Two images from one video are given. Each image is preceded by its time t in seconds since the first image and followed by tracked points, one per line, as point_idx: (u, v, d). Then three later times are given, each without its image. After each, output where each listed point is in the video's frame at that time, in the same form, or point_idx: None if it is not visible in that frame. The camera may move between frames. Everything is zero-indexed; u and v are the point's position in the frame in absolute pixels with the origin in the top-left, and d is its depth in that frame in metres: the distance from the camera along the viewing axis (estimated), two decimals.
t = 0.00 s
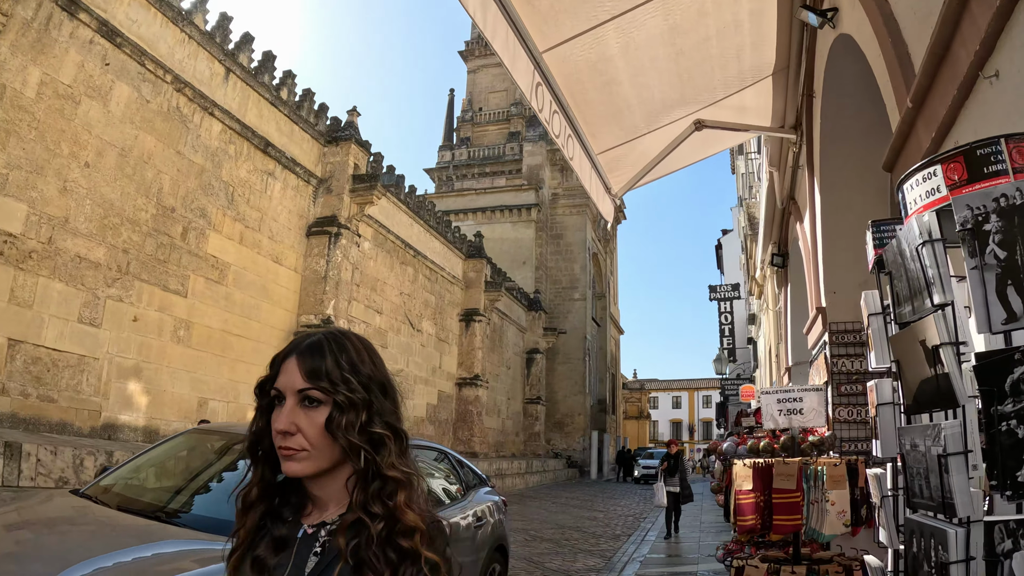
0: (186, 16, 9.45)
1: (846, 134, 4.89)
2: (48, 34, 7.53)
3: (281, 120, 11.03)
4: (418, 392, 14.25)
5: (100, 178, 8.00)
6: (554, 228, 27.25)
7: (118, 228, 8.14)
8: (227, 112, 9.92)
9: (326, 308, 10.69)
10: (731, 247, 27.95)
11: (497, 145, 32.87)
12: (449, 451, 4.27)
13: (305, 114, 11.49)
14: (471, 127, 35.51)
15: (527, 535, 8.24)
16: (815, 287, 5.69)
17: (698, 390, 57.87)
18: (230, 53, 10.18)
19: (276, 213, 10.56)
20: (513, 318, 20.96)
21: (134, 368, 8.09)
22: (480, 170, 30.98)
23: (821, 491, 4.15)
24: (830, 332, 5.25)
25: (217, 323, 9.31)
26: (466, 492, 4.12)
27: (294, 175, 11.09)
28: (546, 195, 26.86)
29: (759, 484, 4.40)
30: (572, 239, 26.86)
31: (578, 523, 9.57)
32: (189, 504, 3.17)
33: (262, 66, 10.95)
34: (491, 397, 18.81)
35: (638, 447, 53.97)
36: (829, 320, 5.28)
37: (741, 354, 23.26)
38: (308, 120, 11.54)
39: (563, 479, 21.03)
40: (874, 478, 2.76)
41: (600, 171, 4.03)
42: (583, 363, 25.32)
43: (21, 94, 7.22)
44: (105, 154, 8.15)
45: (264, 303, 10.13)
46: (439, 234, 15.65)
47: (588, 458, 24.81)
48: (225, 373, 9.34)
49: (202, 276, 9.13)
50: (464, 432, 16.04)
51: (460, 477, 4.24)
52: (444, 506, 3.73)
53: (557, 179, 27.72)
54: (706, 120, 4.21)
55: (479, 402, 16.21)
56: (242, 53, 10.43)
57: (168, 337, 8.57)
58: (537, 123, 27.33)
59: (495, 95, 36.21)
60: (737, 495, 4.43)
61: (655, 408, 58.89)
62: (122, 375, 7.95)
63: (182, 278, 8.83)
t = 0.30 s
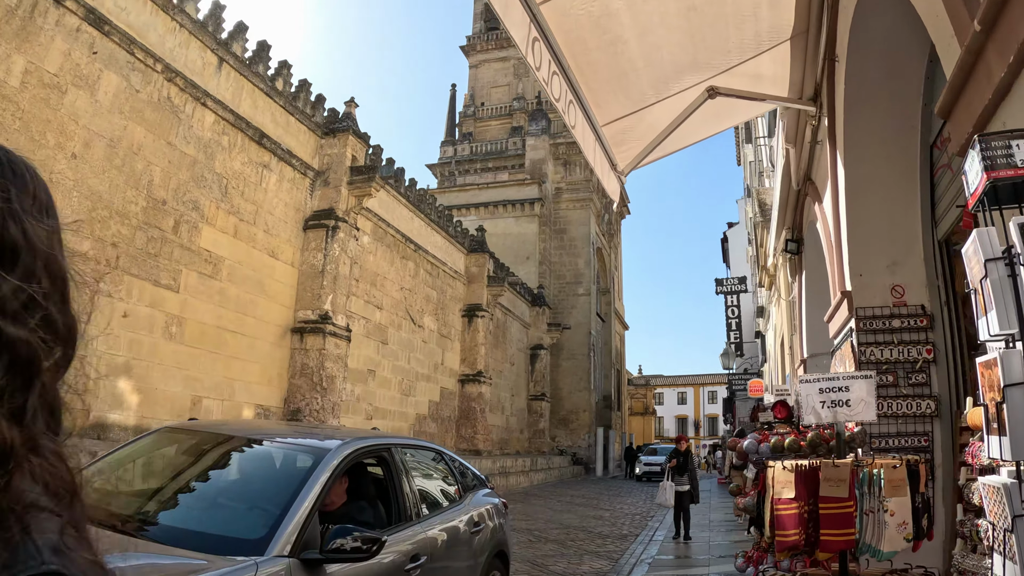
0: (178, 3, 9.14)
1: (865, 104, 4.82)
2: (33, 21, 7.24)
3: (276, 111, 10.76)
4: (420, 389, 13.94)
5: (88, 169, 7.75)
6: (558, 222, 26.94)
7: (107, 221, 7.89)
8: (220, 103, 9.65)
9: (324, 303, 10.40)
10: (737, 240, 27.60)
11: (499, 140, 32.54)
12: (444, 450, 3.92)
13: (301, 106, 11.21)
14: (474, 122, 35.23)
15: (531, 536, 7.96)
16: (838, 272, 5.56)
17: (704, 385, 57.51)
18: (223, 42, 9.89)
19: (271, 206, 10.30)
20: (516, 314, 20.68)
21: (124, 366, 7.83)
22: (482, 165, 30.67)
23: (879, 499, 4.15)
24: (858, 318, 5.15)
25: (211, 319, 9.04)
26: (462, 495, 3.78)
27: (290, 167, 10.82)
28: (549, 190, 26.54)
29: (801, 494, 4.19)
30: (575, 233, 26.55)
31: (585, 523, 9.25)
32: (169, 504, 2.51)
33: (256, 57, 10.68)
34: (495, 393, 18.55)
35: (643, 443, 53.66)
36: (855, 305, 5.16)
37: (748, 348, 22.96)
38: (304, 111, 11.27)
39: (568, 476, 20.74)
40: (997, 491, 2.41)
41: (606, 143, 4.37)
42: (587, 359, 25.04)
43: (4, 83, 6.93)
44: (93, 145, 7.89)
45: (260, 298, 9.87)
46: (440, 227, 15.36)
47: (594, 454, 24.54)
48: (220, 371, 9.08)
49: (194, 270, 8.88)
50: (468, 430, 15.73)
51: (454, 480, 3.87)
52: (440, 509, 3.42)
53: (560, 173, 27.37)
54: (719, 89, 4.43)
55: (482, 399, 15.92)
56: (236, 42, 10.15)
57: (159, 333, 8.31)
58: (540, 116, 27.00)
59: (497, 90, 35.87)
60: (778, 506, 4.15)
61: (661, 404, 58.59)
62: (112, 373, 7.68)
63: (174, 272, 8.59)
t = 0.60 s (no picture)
0: None
1: (892, 66, 4.61)
2: (14, 4, 6.94)
3: (270, 101, 10.47)
4: (420, 386, 13.66)
5: (73, 159, 7.49)
6: (560, 216, 26.60)
7: (93, 212, 7.62)
8: (211, 92, 9.37)
9: (319, 297, 10.14)
10: (741, 233, 27.27)
11: (501, 134, 32.20)
12: (432, 448, 3.60)
13: (296, 95, 10.91)
14: (475, 117, 34.88)
15: (533, 537, 7.69)
16: (862, 254, 5.29)
17: (708, 381, 57.19)
18: (214, 29, 9.60)
19: (265, 198, 10.03)
20: (518, 309, 20.39)
21: (111, 362, 7.59)
22: (484, 159, 30.33)
23: (958, 508, 3.40)
24: (886, 301, 4.86)
25: (203, 313, 8.79)
26: (454, 496, 3.49)
27: (284, 158, 10.55)
28: (551, 184, 26.24)
29: (861, 503, 3.47)
30: (578, 228, 26.23)
31: (589, 522, 8.97)
32: (144, 502, 2.29)
33: (249, 45, 10.38)
34: (496, 390, 18.29)
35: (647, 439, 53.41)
36: (883, 286, 4.88)
37: (753, 343, 22.65)
38: (299, 101, 10.98)
39: (571, 473, 20.49)
40: None
41: (609, 110, 4.23)
42: (590, 355, 24.76)
43: None
44: (78, 134, 7.61)
45: (253, 292, 9.60)
46: (440, 221, 15.06)
47: (597, 451, 24.28)
48: (212, 366, 8.82)
49: (184, 263, 8.62)
50: (469, 427, 15.46)
51: (447, 481, 3.57)
52: (429, 511, 3.14)
53: (562, 167, 27.02)
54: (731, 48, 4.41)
55: (483, 395, 15.66)
56: (227, 29, 9.84)
57: (148, 328, 8.06)
58: (541, 110, 26.65)
59: (499, 85, 35.50)
60: (835, 519, 3.42)
61: (665, 400, 58.31)
62: (99, 368, 7.44)
63: (163, 265, 8.34)
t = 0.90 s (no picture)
0: None
1: (921, 22, 4.28)
2: None
3: (260, 90, 10.14)
4: (417, 382, 13.39)
5: (53, 148, 7.18)
6: (560, 211, 26.28)
7: (73, 203, 7.32)
8: (199, 80, 9.06)
9: (311, 291, 9.85)
10: (745, 226, 26.94)
11: (500, 128, 31.85)
12: (412, 451, 3.28)
13: (287, 84, 10.59)
14: (474, 111, 34.51)
15: (531, 538, 7.41)
16: (889, 235, 4.89)
17: (710, 377, 56.93)
18: (202, 15, 9.26)
19: (255, 189, 9.74)
20: (517, 304, 20.10)
21: (93, 358, 7.31)
22: (484, 154, 29.98)
23: None
24: (918, 285, 4.45)
25: (189, 308, 8.51)
26: (437, 502, 3.20)
27: (275, 149, 10.24)
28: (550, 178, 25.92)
29: (951, 540, 3.04)
30: (579, 222, 25.91)
31: (590, 522, 8.69)
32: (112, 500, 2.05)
33: (238, 32, 10.05)
34: (496, 386, 18.01)
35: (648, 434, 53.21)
36: (914, 269, 4.48)
37: (758, 337, 22.34)
38: (290, 90, 10.65)
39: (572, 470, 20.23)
40: None
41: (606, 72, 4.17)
42: (591, 350, 24.49)
43: None
44: (59, 122, 7.29)
45: (243, 286, 9.32)
46: (437, 214, 14.75)
47: (598, 448, 24.01)
48: (199, 362, 8.55)
49: (170, 256, 8.34)
50: (467, 424, 15.19)
51: (430, 486, 3.27)
52: (413, 519, 2.89)
53: (562, 160, 26.69)
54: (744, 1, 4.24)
55: (482, 391, 15.38)
56: (215, 15, 9.51)
57: (132, 323, 7.79)
58: (540, 103, 26.29)
59: (498, 79, 35.13)
60: (915, 560, 3.05)
61: (666, 396, 58.06)
62: (80, 365, 7.16)
63: (147, 258, 8.06)
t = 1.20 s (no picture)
0: None
1: None
2: None
3: (250, 78, 9.82)
4: (414, 379, 13.11)
5: (33, 136, 6.84)
6: (559, 206, 25.99)
7: (53, 192, 7.01)
8: (186, 67, 8.73)
9: (303, 285, 9.57)
10: (747, 220, 26.65)
11: (498, 124, 31.51)
12: (395, 448, 2.98)
13: (278, 73, 10.27)
14: (473, 107, 34.19)
15: (530, 540, 7.14)
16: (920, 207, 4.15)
17: (710, 374, 56.72)
18: None
19: (245, 181, 9.45)
20: (516, 300, 19.81)
21: (74, 353, 7.03)
22: (482, 150, 29.67)
23: None
24: (960, 258, 3.72)
25: (176, 302, 8.23)
26: (425, 504, 2.91)
27: (266, 139, 9.94)
28: (549, 173, 25.61)
29: None
30: (579, 217, 25.60)
31: (591, 523, 8.41)
32: (77, 485, 1.80)
33: (227, 18, 9.72)
34: (495, 383, 17.74)
35: (649, 432, 53.00)
36: (954, 239, 3.74)
37: (761, 332, 22.05)
38: (282, 79, 10.32)
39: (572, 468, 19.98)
40: None
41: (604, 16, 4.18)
42: (592, 347, 24.23)
43: None
44: (39, 109, 6.96)
45: (232, 280, 9.04)
46: (434, 208, 14.46)
47: (599, 445, 23.75)
48: (186, 358, 8.28)
49: (155, 248, 8.06)
50: (466, 422, 14.93)
51: (415, 484, 2.98)
52: (399, 519, 2.64)
53: (561, 155, 26.38)
54: None
55: (480, 388, 15.10)
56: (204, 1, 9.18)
57: (115, 318, 7.50)
58: (539, 98, 25.97)
59: (497, 74, 34.79)
60: None
61: (666, 394, 57.86)
62: (61, 361, 6.88)
63: (132, 250, 7.77)
